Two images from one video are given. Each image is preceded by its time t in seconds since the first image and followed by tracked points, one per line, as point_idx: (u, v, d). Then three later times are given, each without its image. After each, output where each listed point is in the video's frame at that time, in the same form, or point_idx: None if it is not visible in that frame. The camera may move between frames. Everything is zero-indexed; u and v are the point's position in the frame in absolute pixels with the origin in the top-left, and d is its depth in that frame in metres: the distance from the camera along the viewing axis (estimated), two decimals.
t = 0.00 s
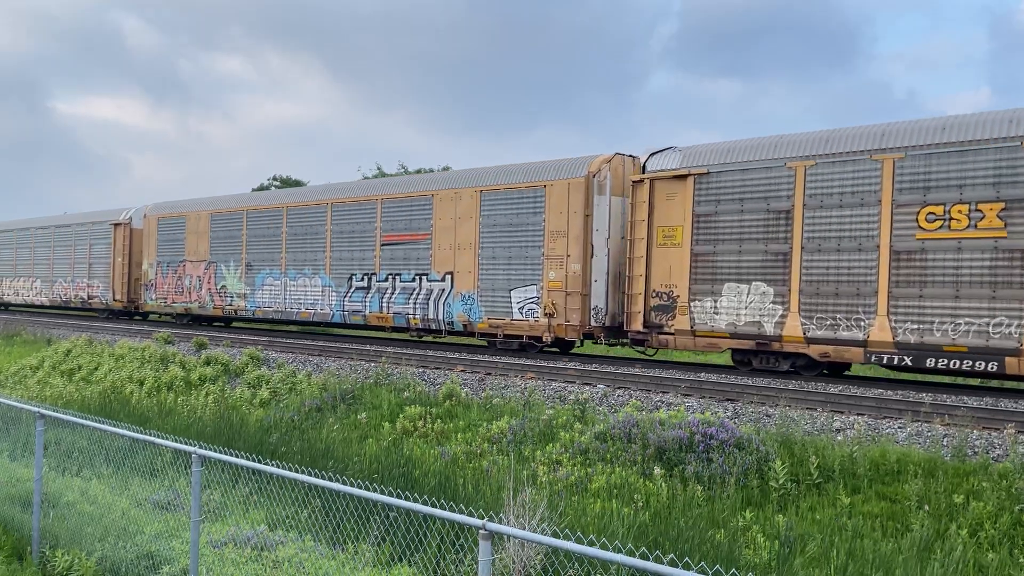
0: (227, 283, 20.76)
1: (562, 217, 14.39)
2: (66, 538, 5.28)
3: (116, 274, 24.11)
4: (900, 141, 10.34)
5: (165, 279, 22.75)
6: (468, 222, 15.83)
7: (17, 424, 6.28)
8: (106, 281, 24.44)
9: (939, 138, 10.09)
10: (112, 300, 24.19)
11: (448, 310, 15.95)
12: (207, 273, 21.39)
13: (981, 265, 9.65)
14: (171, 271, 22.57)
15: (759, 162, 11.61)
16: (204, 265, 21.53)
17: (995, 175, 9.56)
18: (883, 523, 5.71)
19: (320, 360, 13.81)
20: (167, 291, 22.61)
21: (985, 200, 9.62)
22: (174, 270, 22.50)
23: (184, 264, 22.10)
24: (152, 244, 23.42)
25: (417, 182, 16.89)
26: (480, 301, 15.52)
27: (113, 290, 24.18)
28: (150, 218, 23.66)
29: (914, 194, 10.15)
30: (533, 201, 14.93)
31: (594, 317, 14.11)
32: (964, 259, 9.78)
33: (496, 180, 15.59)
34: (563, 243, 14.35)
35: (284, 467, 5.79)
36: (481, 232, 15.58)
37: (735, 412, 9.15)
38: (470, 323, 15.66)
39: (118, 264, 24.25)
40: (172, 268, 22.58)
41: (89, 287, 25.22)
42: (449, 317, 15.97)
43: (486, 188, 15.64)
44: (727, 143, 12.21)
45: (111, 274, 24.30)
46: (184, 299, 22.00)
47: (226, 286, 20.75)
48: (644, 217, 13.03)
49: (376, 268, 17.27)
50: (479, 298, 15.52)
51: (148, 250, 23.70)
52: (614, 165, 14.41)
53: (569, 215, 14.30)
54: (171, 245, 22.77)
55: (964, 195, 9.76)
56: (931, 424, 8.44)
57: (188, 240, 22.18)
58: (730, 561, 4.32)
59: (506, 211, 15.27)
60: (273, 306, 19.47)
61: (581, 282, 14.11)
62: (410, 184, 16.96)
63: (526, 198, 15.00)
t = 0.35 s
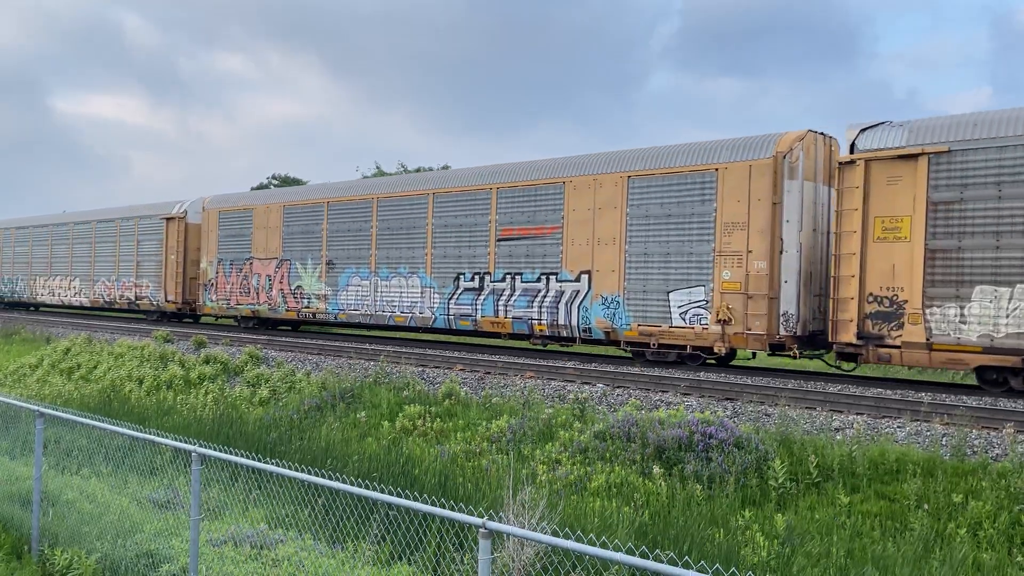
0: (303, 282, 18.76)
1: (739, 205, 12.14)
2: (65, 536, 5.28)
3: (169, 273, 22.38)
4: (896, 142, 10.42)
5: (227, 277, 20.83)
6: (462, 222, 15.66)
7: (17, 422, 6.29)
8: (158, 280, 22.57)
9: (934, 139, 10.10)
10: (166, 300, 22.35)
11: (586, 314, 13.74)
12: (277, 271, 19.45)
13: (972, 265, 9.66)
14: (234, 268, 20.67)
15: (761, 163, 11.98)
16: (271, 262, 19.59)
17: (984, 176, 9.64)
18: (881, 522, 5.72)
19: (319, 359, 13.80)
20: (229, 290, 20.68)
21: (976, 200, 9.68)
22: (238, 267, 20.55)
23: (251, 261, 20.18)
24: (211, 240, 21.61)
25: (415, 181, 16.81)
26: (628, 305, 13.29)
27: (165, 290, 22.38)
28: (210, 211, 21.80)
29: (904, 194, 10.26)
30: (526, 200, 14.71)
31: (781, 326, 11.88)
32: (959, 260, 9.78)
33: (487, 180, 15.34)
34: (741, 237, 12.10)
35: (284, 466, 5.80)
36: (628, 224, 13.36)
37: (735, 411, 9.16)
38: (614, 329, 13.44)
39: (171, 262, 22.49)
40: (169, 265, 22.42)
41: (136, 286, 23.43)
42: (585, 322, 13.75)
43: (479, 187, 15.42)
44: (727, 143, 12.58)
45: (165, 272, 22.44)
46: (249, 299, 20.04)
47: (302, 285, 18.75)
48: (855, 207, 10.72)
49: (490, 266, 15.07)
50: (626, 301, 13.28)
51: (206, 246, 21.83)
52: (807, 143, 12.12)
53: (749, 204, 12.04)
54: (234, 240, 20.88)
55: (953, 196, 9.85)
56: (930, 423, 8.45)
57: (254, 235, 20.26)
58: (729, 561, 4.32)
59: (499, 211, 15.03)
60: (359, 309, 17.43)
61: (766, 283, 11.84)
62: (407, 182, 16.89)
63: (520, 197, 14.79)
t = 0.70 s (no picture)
0: (396, 282, 16.58)
1: (993, 188, 9.80)
2: (64, 535, 5.28)
3: (230, 271, 20.25)
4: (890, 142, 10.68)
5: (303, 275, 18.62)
6: (458, 220, 15.60)
7: (15, 421, 6.29)
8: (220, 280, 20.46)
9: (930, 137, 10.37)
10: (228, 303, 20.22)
11: (774, 322, 11.62)
12: (364, 270, 17.30)
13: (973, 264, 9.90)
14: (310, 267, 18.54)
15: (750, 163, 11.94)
16: (358, 259, 17.44)
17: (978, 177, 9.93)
18: (880, 522, 5.72)
19: (318, 358, 13.81)
20: (304, 291, 18.49)
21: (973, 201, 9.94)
22: (315, 265, 18.40)
23: (331, 258, 18.03)
24: (280, 236, 19.56)
25: (413, 180, 16.77)
26: (834, 311, 11.07)
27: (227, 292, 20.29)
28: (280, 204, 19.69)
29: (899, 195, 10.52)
30: (521, 199, 14.67)
31: None
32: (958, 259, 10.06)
33: (485, 179, 15.37)
34: (999, 230, 9.73)
35: (282, 465, 5.80)
36: (835, 214, 11.12)
37: (734, 410, 9.18)
38: (813, 339, 11.24)
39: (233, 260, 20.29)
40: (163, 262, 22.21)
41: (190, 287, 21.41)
42: (772, 331, 11.65)
43: (477, 186, 15.40)
44: (719, 141, 12.49)
45: (224, 272, 20.32)
46: (330, 301, 17.83)
47: (393, 285, 16.59)
48: None
49: (641, 264, 12.99)
50: (832, 306, 11.08)
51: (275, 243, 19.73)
52: None
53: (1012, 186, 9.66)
54: (307, 235, 18.79)
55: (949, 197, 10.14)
56: (929, 422, 8.47)
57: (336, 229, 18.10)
58: (728, 560, 4.32)
59: (496, 209, 15.01)
60: (467, 313, 15.21)
61: None
62: (406, 181, 16.84)
63: (516, 195, 14.77)
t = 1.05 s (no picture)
0: (516, 283, 14.50)
1: None
2: (64, 534, 5.27)
3: (304, 269, 18.19)
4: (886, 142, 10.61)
5: (398, 277, 16.50)
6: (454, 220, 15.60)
7: (15, 420, 6.29)
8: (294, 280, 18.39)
9: (929, 136, 10.27)
10: (305, 305, 18.20)
11: None
12: (475, 270, 15.16)
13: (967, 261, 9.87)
14: (406, 267, 16.40)
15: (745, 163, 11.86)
16: (467, 259, 15.33)
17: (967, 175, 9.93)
18: (879, 522, 5.73)
19: (318, 357, 13.82)
20: (400, 294, 16.38)
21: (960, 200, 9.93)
22: (413, 265, 16.25)
23: (433, 257, 15.85)
24: (366, 231, 17.43)
25: (410, 179, 16.78)
26: None
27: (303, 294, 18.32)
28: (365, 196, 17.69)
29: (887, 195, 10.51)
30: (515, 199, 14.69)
31: None
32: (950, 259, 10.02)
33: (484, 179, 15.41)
34: None
35: (282, 463, 5.81)
36: None
37: (733, 410, 9.19)
38: None
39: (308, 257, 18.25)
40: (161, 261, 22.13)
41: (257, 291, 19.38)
42: None
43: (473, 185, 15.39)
44: (714, 142, 12.41)
45: (301, 271, 18.30)
46: (433, 306, 15.77)
47: (512, 288, 14.52)
48: None
49: (853, 266, 10.75)
50: None
51: (360, 240, 17.64)
52: None
53: None
54: (398, 231, 16.69)
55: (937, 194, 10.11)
56: (927, 422, 8.47)
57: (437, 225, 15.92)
58: (728, 559, 4.33)
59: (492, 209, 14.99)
60: (608, 321, 13.19)
61: None
62: (403, 180, 16.83)
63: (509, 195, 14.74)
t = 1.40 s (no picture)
0: (676, 287, 12.67)
1: None
2: (63, 533, 5.27)
3: (401, 269, 16.65)
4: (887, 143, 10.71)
5: (522, 280, 14.61)
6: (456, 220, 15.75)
7: (14, 419, 6.31)
8: (387, 282, 16.88)
9: (930, 137, 10.37)
10: (402, 310, 16.60)
11: None
12: (620, 271, 13.36)
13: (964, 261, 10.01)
14: (530, 268, 14.56)
15: (747, 163, 11.98)
16: (609, 258, 13.53)
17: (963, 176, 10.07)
18: (878, 522, 5.74)
19: (317, 356, 13.83)
20: (522, 298, 14.54)
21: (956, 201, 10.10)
22: (539, 267, 14.40)
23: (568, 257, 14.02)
24: (480, 225, 15.58)
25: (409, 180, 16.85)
26: None
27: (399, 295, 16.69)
28: (474, 185, 15.86)
29: (885, 196, 10.65)
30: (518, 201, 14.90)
31: None
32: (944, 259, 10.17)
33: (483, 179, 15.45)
34: None
35: (281, 463, 5.81)
36: None
37: (732, 410, 9.18)
38: None
39: (405, 256, 16.67)
40: (163, 261, 22.18)
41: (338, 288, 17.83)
42: None
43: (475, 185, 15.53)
44: (717, 142, 12.51)
45: (396, 272, 16.71)
46: (564, 312, 13.98)
47: (672, 293, 12.69)
48: None
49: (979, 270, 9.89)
50: None
51: (470, 235, 15.84)
52: None
53: None
54: (520, 225, 14.81)
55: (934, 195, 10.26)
56: (926, 422, 8.48)
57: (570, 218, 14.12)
58: (727, 558, 4.34)
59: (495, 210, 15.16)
60: (804, 331, 11.29)
61: None
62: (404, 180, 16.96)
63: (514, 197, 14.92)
